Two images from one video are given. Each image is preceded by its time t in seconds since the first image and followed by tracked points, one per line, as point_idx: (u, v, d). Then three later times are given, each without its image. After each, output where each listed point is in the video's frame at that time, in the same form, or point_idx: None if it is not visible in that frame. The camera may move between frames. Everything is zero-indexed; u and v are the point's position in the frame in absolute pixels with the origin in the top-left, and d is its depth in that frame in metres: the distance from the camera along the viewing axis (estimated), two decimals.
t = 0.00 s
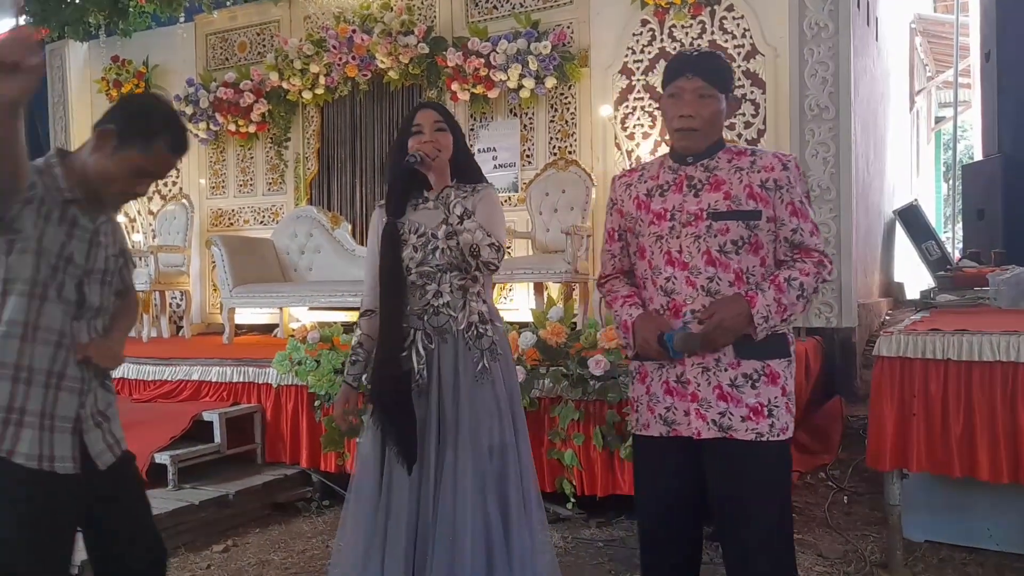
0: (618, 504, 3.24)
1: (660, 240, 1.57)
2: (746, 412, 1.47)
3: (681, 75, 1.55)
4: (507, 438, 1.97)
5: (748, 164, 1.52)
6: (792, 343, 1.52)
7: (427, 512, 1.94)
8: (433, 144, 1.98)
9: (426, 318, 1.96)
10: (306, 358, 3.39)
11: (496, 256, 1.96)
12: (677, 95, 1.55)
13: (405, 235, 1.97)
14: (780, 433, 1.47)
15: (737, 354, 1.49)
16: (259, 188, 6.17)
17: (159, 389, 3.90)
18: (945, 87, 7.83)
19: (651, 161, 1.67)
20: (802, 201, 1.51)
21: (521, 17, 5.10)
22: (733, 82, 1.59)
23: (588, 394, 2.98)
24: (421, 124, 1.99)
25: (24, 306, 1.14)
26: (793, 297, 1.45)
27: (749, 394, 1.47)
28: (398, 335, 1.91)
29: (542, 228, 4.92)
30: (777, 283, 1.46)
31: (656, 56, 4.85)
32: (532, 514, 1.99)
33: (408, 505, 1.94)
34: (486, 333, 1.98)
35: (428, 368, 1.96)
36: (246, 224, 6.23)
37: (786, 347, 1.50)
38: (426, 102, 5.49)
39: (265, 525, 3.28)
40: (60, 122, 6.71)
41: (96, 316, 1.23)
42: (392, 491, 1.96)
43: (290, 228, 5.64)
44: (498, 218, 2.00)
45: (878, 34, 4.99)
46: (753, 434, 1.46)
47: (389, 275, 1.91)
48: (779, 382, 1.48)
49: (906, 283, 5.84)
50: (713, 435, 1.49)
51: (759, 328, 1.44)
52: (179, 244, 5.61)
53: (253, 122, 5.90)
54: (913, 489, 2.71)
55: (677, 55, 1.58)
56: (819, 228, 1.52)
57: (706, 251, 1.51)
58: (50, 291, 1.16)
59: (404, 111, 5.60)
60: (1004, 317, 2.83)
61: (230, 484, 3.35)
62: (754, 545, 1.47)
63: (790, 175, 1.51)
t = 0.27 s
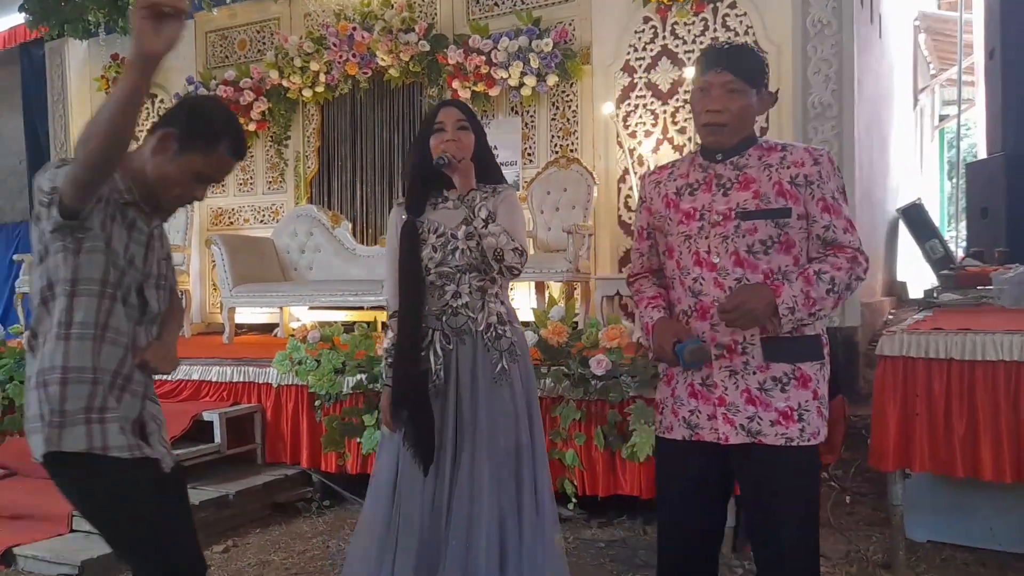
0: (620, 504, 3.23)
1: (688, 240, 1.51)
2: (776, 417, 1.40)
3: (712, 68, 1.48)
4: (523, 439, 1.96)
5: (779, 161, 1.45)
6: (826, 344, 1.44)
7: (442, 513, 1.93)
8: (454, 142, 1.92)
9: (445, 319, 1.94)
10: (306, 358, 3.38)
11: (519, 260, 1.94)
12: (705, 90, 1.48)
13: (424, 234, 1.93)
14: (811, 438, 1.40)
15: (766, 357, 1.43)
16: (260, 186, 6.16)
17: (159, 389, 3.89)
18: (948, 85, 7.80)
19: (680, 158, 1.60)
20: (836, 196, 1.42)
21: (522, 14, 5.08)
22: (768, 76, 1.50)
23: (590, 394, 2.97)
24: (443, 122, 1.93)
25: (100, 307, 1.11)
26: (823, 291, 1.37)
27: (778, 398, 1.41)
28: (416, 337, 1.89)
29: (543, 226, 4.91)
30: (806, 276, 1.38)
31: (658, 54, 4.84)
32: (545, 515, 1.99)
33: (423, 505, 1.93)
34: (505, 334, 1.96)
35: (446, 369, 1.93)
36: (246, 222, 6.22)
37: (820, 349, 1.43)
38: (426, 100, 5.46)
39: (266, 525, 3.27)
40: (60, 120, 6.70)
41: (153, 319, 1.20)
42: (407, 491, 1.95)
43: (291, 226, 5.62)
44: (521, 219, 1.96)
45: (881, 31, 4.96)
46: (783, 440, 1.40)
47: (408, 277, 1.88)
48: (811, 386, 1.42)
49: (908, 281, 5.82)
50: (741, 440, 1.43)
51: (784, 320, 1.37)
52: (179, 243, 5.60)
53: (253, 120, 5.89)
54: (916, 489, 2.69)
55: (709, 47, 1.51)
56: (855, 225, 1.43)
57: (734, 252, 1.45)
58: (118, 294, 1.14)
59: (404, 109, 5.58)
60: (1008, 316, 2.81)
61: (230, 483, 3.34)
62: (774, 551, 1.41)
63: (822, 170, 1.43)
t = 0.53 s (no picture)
0: (620, 503, 3.23)
1: (701, 239, 1.51)
2: (782, 419, 1.39)
3: (727, 70, 1.46)
4: (534, 443, 1.96)
5: (793, 161, 1.42)
6: (840, 347, 1.41)
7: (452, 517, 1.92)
8: (471, 145, 1.92)
9: (456, 322, 1.94)
10: (307, 357, 3.38)
11: (534, 269, 1.95)
12: (719, 92, 1.47)
13: (437, 237, 1.93)
14: (818, 442, 1.38)
15: (773, 359, 1.41)
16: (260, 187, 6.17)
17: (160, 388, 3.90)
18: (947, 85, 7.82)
19: (703, 157, 1.59)
20: (851, 196, 1.38)
21: (523, 14, 5.08)
22: (789, 76, 1.45)
23: (590, 393, 2.97)
24: (461, 126, 1.95)
25: (159, 314, 1.21)
26: (832, 288, 1.35)
27: (785, 400, 1.39)
28: (428, 340, 1.89)
29: (543, 226, 4.92)
30: (807, 261, 1.37)
31: (658, 54, 4.85)
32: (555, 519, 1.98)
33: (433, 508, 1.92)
34: (516, 339, 1.97)
35: (457, 372, 1.94)
36: (247, 223, 6.22)
37: (831, 352, 1.40)
38: (427, 100, 5.47)
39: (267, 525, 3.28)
40: (61, 120, 6.71)
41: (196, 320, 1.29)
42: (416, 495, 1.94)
43: (292, 226, 5.63)
44: (534, 226, 1.99)
45: (881, 32, 4.97)
46: (789, 442, 1.38)
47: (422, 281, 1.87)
48: (821, 389, 1.38)
49: (908, 282, 5.82)
50: (747, 441, 1.42)
51: (774, 294, 1.36)
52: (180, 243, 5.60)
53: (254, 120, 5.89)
54: (916, 488, 2.70)
55: (728, 49, 1.49)
56: (870, 226, 1.38)
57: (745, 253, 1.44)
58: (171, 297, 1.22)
59: (405, 109, 5.59)
60: (1009, 316, 2.81)
61: (231, 483, 3.35)
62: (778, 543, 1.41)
63: (840, 168, 1.39)
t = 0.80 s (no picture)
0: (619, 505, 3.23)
1: (704, 237, 1.50)
2: (777, 416, 1.37)
3: (734, 73, 1.43)
4: (529, 443, 1.95)
5: (799, 157, 1.40)
6: (837, 343, 1.38)
7: (445, 516, 1.91)
8: (476, 144, 1.94)
9: (455, 320, 1.94)
10: (307, 359, 3.38)
11: (535, 270, 1.95)
12: (727, 95, 1.44)
13: (440, 234, 1.95)
14: (814, 438, 1.36)
15: (770, 356, 1.39)
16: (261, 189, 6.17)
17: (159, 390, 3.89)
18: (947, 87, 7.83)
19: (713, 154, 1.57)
20: (846, 186, 1.35)
21: (523, 17, 5.09)
22: (800, 78, 1.42)
23: (590, 395, 2.97)
24: (466, 124, 1.95)
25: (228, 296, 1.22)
26: (817, 260, 1.31)
27: (781, 397, 1.37)
28: (426, 336, 1.90)
29: (543, 228, 4.91)
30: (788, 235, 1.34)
31: (658, 57, 4.86)
32: (549, 519, 1.98)
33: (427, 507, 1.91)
34: (513, 339, 1.97)
35: (454, 370, 1.94)
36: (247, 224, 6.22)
37: (828, 348, 1.37)
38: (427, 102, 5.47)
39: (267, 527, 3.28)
40: (61, 122, 6.71)
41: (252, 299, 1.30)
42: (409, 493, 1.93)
43: (292, 228, 5.63)
44: (536, 230, 2.01)
45: (880, 34, 4.98)
46: (783, 439, 1.36)
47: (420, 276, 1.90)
48: (816, 385, 1.37)
49: (908, 283, 5.82)
50: (743, 439, 1.41)
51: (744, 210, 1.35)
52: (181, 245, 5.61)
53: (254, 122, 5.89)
54: (916, 491, 2.69)
55: (736, 51, 1.46)
56: (862, 213, 1.33)
57: (745, 251, 1.43)
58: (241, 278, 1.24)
59: (405, 111, 5.59)
60: (1009, 318, 2.81)
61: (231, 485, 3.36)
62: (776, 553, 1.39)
63: (843, 164, 1.36)
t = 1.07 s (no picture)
0: (628, 505, 3.23)
1: (713, 238, 1.49)
2: (787, 415, 1.37)
3: (742, 72, 1.42)
4: (527, 442, 1.96)
5: (804, 155, 1.41)
6: (845, 338, 1.38)
7: (443, 514, 1.92)
8: (475, 143, 1.93)
9: (453, 319, 1.93)
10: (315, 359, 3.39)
11: (534, 272, 1.92)
12: (734, 96, 1.42)
13: (440, 233, 1.94)
14: (828, 435, 1.35)
15: (776, 354, 1.39)
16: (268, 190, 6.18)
17: (168, 391, 3.90)
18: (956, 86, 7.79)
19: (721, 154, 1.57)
20: (842, 180, 1.35)
21: (529, 17, 5.09)
22: (808, 77, 1.41)
23: (598, 395, 2.97)
24: (466, 125, 1.95)
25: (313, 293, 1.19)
26: (797, 248, 1.32)
27: (789, 395, 1.37)
28: (424, 335, 1.88)
29: (551, 228, 4.90)
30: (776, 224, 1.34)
31: (665, 56, 4.85)
32: (546, 516, 1.98)
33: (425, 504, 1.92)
34: (510, 338, 1.97)
35: (452, 369, 1.93)
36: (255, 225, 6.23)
37: (835, 343, 1.36)
38: (434, 103, 5.48)
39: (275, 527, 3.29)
40: (70, 124, 6.74)
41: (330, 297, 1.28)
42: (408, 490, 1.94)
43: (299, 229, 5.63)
44: (535, 233, 1.98)
45: (888, 32, 4.95)
46: (795, 438, 1.36)
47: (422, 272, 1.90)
48: (825, 381, 1.36)
49: (917, 283, 5.79)
50: (755, 440, 1.40)
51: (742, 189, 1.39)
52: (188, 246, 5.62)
53: (261, 123, 5.91)
54: (925, 489, 2.68)
55: (744, 51, 1.44)
56: (854, 206, 1.34)
57: (752, 251, 1.42)
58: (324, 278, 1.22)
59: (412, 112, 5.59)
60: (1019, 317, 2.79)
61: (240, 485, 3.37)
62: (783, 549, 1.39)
63: (846, 161, 1.37)
